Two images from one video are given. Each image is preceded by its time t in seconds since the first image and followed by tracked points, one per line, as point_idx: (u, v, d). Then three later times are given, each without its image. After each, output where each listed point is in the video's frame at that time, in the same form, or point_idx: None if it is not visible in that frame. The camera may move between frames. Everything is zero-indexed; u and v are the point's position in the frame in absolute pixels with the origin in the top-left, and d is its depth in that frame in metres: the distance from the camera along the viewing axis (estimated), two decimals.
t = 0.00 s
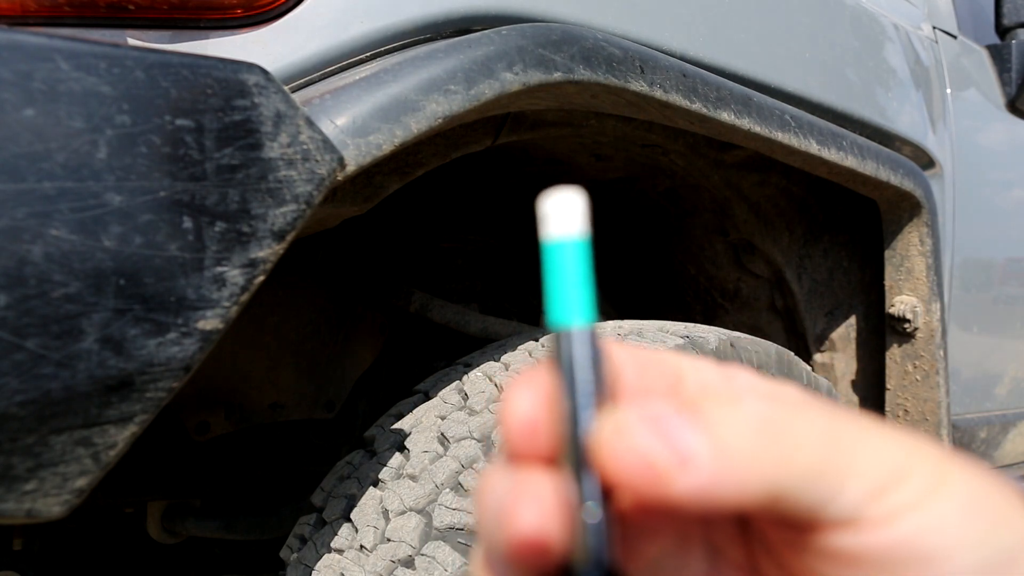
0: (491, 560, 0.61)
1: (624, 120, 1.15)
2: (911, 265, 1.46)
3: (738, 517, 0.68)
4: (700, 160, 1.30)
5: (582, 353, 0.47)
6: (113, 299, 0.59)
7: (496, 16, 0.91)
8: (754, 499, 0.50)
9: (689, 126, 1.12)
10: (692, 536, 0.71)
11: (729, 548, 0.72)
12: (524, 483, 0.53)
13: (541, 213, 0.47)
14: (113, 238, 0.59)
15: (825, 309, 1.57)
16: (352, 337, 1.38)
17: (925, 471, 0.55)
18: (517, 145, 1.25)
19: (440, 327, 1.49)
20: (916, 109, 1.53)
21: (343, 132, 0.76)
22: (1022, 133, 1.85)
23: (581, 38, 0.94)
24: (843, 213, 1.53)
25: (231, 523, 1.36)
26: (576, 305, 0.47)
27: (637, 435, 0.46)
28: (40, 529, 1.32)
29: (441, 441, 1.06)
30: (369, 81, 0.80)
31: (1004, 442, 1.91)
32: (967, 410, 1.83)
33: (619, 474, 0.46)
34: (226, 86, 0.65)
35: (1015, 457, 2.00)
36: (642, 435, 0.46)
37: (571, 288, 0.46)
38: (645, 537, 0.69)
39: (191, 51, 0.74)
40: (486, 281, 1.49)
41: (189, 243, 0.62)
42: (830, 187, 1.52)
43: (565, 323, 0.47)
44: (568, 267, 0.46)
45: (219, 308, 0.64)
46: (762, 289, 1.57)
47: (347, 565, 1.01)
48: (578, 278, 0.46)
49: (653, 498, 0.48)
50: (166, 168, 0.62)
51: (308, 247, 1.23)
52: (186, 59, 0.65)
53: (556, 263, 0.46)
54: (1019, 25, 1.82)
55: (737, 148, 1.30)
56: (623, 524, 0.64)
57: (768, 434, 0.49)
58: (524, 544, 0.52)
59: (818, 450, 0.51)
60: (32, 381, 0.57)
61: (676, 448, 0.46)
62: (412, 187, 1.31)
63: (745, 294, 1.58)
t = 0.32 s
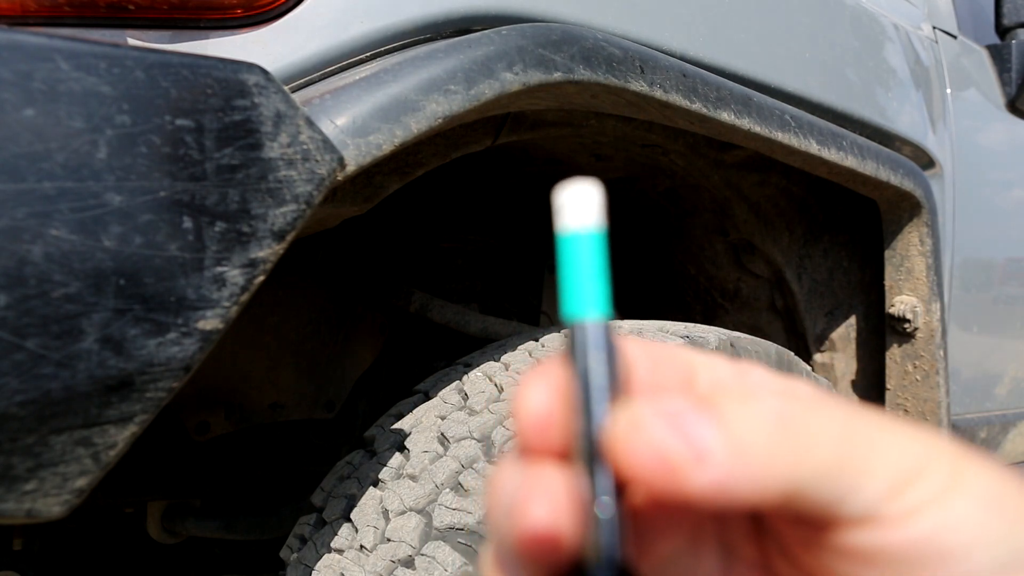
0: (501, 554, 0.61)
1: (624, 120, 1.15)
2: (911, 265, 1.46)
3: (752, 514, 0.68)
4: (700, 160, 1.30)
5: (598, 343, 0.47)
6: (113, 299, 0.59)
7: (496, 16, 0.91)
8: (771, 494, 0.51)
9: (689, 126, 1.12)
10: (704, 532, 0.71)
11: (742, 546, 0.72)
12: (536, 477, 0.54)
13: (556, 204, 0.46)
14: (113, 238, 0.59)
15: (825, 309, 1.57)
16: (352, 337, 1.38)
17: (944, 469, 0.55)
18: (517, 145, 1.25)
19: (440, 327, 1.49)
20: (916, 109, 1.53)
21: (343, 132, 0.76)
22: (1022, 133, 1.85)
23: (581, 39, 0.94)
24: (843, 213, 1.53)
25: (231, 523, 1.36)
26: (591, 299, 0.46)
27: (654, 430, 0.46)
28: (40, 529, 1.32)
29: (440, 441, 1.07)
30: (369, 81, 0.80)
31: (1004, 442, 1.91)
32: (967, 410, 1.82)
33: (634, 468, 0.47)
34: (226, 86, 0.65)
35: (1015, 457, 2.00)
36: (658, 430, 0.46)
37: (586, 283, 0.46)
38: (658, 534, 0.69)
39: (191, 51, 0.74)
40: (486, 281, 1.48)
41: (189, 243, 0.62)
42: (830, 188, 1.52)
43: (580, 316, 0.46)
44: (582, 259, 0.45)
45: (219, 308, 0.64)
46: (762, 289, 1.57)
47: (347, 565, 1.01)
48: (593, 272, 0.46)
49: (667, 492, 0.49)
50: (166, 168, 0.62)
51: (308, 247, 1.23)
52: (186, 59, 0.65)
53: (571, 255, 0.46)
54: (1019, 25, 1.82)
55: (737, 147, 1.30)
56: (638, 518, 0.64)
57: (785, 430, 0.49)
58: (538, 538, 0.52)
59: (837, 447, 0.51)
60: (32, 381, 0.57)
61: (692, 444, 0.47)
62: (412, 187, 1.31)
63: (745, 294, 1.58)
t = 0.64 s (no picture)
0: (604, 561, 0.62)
1: (624, 120, 1.15)
2: (911, 265, 1.46)
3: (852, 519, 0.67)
4: (700, 160, 1.30)
5: (680, 383, 0.50)
6: (113, 299, 0.59)
7: (496, 16, 0.91)
8: (855, 532, 0.48)
9: (689, 126, 1.12)
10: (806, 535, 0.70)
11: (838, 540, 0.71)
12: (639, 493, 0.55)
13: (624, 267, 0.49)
14: (113, 238, 0.59)
15: (825, 309, 1.56)
16: (352, 337, 1.39)
17: None
18: (517, 145, 1.25)
19: (440, 327, 1.49)
20: (916, 110, 1.53)
21: (343, 132, 0.76)
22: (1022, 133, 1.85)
23: (581, 38, 0.94)
24: (843, 213, 1.53)
25: (231, 523, 1.36)
26: (664, 344, 0.50)
27: (739, 473, 0.45)
28: (40, 529, 1.32)
29: (440, 441, 1.07)
30: (369, 81, 0.80)
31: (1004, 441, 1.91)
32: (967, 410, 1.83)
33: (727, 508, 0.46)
34: (226, 86, 0.65)
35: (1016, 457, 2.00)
36: (744, 474, 0.45)
37: (659, 333, 0.50)
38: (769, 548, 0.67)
39: (191, 51, 0.74)
40: (486, 281, 1.48)
41: (189, 243, 0.62)
42: (830, 188, 1.52)
43: (654, 359, 0.51)
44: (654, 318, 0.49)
45: (219, 308, 0.64)
46: (762, 289, 1.57)
47: (347, 565, 1.00)
48: (664, 323, 0.50)
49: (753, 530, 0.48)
50: (166, 168, 0.62)
51: (308, 247, 1.23)
52: (186, 59, 0.65)
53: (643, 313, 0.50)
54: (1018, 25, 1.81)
55: (737, 148, 1.30)
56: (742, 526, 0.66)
57: (867, 469, 0.46)
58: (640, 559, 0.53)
59: (922, 481, 0.47)
60: (32, 381, 0.57)
61: (777, 488, 0.45)
62: (412, 187, 1.31)
63: (745, 294, 1.59)
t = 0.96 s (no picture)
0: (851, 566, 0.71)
1: (624, 120, 1.15)
2: (911, 266, 1.46)
3: None
4: (700, 161, 1.30)
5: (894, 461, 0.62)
6: (113, 299, 0.59)
7: (496, 16, 0.91)
8: None
9: (689, 126, 1.12)
10: None
11: None
12: (880, 514, 0.65)
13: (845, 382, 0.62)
14: (113, 238, 0.59)
15: (825, 309, 1.56)
16: (352, 338, 1.41)
17: None
18: (517, 145, 1.25)
19: (440, 327, 1.49)
20: (916, 110, 1.53)
21: (343, 132, 0.76)
22: (1022, 133, 1.85)
23: (581, 38, 0.94)
24: (843, 214, 1.53)
25: (230, 523, 1.36)
26: (885, 433, 0.61)
27: (952, 507, 0.60)
28: (40, 529, 1.32)
29: (440, 441, 1.08)
30: (369, 81, 0.80)
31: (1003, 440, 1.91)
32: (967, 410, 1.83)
33: (936, 543, 0.59)
34: (226, 86, 0.65)
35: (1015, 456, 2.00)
36: (954, 508, 0.60)
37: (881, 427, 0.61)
38: None
39: (191, 51, 0.74)
40: (486, 281, 1.48)
41: (189, 243, 0.62)
42: (830, 188, 1.52)
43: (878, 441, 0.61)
44: (878, 422, 0.61)
45: (220, 308, 0.64)
46: (762, 289, 1.57)
47: (346, 565, 1.00)
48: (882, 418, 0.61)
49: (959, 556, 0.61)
50: (166, 168, 0.62)
51: (308, 248, 1.23)
52: (186, 59, 0.65)
53: (867, 417, 0.61)
54: (1018, 25, 1.81)
55: (737, 147, 1.30)
56: (938, 465, 0.77)
57: None
58: (880, 561, 0.65)
59: None
60: (32, 381, 0.57)
61: (979, 526, 0.59)
62: (412, 188, 1.31)
63: (745, 294, 1.59)
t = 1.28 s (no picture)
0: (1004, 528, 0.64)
1: (625, 120, 1.15)
2: (911, 266, 1.47)
3: None
4: (700, 160, 1.30)
5: None
6: (113, 299, 0.59)
7: (496, 16, 0.91)
8: None
9: (689, 126, 1.12)
10: None
11: None
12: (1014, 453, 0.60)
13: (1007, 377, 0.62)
14: (113, 238, 0.59)
15: (825, 309, 1.57)
16: (352, 337, 1.42)
17: None
18: (517, 145, 1.25)
19: (440, 328, 1.49)
20: (916, 109, 1.53)
21: (343, 132, 0.76)
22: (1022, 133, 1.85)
23: (581, 38, 0.94)
24: (843, 213, 1.53)
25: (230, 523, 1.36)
26: None
27: None
28: (40, 529, 1.32)
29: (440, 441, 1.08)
30: (369, 81, 0.80)
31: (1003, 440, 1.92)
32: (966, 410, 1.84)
33: None
34: (226, 86, 0.65)
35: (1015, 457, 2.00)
36: None
37: None
38: None
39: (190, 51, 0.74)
40: (486, 281, 1.48)
41: (189, 243, 0.62)
42: (831, 188, 1.51)
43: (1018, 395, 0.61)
44: None
45: (219, 308, 0.64)
46: (762, 289, 1.57)
47: (346, 565, 1.00)
48: None
49: None
50: (166, 168, 0.62)
51: (308, 248, 1.24)
52: (186, 59, 0.65)
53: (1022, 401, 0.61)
54: (1019, 25, 1.79)
55: (737, 147, 1.29)
56: None
57: None
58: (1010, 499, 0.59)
59: None
60: (32, 381, 0.57)
61: None
62: (412, 187, 1.31)
63: (745, 294, 1.58)
